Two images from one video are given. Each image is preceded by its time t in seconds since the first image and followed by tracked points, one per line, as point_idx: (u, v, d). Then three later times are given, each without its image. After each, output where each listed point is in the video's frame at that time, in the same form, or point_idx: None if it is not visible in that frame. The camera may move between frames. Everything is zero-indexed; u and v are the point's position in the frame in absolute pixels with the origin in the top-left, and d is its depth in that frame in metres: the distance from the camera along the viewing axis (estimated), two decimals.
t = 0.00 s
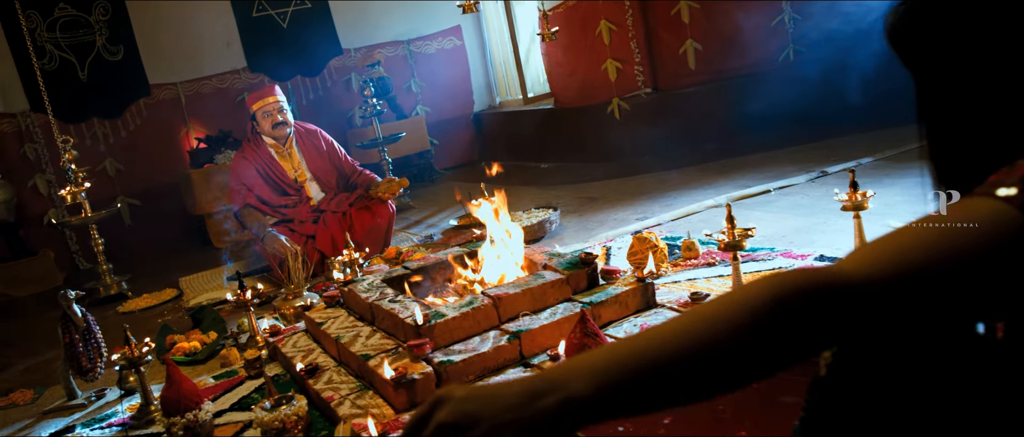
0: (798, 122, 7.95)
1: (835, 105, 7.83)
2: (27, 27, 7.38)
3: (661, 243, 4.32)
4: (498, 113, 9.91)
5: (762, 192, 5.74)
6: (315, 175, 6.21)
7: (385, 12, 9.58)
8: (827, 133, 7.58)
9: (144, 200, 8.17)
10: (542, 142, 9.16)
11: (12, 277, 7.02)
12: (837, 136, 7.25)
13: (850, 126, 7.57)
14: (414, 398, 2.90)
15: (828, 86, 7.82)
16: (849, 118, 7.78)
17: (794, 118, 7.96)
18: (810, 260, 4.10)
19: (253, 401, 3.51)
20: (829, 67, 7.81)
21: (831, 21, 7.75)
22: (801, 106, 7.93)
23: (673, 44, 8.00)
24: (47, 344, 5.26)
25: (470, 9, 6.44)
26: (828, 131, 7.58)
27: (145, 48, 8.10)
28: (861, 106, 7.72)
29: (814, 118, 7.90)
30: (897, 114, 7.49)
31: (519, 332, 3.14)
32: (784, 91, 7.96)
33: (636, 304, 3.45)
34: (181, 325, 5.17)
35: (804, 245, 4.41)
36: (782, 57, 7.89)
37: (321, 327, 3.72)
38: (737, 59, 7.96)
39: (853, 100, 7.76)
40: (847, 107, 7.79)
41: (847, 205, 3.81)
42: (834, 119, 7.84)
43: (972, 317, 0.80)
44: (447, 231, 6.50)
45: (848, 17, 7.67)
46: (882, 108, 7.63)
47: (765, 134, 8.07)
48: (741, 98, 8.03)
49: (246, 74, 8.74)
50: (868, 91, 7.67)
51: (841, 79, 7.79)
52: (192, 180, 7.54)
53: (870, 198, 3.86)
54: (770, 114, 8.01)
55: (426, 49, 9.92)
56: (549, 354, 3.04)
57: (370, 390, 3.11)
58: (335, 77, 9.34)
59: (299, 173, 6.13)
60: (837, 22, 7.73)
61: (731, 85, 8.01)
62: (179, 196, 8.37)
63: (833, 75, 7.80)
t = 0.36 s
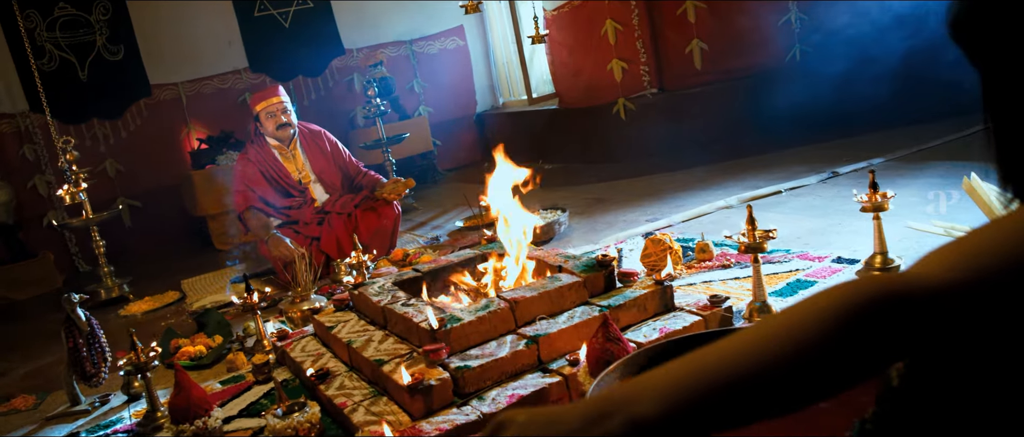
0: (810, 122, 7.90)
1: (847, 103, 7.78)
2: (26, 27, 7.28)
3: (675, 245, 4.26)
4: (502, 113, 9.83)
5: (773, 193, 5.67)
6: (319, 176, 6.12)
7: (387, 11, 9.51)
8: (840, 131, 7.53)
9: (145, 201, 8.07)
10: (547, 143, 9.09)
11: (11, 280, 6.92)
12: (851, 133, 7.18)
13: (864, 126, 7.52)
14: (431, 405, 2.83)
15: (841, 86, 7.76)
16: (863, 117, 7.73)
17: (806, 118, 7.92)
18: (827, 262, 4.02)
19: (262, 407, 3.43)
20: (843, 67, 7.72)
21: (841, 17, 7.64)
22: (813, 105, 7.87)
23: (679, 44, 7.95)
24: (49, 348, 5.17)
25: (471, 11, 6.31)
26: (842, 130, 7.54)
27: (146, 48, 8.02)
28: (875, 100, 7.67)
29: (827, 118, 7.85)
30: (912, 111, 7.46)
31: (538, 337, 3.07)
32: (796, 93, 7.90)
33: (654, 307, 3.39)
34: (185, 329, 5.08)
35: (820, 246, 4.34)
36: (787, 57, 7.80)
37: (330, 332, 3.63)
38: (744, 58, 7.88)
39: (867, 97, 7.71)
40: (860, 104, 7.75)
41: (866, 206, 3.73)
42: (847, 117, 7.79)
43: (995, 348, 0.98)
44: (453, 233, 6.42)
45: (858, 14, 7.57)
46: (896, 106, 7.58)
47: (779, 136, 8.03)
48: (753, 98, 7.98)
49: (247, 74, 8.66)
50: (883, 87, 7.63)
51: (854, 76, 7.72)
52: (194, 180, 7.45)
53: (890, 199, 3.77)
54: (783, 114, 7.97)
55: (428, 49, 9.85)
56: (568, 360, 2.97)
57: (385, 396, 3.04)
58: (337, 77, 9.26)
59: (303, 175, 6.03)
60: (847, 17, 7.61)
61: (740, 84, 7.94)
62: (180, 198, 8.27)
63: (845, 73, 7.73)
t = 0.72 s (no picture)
0: (815, 121, 7.99)
1: (852, 104, 7.91)
2: (14, 27, 7.13)
3: (681, 247, 4.19)
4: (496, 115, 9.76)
5: (774, 194, 5.62)
6: (314, 178, 6.02)
7: (380, 12, 9.41)
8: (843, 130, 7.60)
9: (135, 204, 7.93)
10: (542, 144, 9.02)
11: None
12: (855, 131, 7.20)
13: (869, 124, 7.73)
14: (440, 414, 2.74)
15: (849, 90, 7.89)
16: (870, 117, 7.84)
17: (812, 119, 8.01)
18: (836, 264, 3.96)
19: (262, 416, 3.33)
20: (850, 68, 7.85)
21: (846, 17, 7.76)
22: (818, 106, 7.99)
23: (676, 44, 7.86)
24: (38, 355, 5.04)
25: (468, 10, 6.18)
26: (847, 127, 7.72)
27: (136, 49, 7.90)
28: (881, 99, 7.82)
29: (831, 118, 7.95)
30: (920, 108, 7.63)
31: (548, 342, 2.99)
32: (800, 94, 8.00)
33: (664, 311, 3.32)
34: (179, 334, 4.97)
35: (827, 249, 4.29)
36: (785, 59, 7.87)
37: (332, 337, 3.54)
38: (740, 60, 7.88)
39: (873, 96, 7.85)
40: (864, 103, 7.88)
41: (876, 208, 3.67)
42: (851, 114, 7.92)
43: None
44: (450, 235, 6.33)
45: (865, 16, 7.70)
46: (899, 104, 7.72)
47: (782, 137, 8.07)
48: (754, 101, 8.06)
49: (239, 75, 8.53)
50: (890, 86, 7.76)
51: (860, 78, 7.84)
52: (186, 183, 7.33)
53: (900, 200, 3.71)
54: (789, 114, 8.07)
55: (422, 50, 9.76)
56: (581, 365, 2.90)
57: (391, 404, 2.95)
58: (331, 78, 9.16)
59: (298, 177, 5.94)
60: (851, 15, 7.74)
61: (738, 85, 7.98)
62: (171, 201, 8.15)
63: (851, 74, 7.86)
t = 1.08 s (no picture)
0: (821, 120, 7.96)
1: (859, 102, 7.94)
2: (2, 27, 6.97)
3: (689, 250, 4.11)
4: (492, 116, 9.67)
5: (777, 196, 5.57)
6: (311, 180, 5.91)
7: (374, 13, 9.30)
8: (849, 128, 7.58)
9: (125, 208, 7.79)
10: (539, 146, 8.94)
11: None
12: (861, 130, 7.23)
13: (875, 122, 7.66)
14: (451, 424, 2.64)
15: (858, 88, 7.94)
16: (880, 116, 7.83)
17: (818, 118, 7.98)
18: (847, 268, 3.89)
19: (264, 426, 3.23)
20: (858, 68, 7.92)
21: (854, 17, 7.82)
22: (825, 104, 8.01)
23: (674, 45, 7.78)
24: (27, 363, 4.90)
25: (470, 10, 6.07)
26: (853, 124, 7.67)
27: (127, 49, 7.78)
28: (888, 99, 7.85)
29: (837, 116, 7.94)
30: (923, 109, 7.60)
31: (560, 349, 2.91)
32: (805, 94, 8.00)
33: (677, 316, 3.24)
34: (174, 341, 4.86)
35: (836, 251, 4.23)
36: (784, 59, 7.92)
37: (334, 345, 3.44)
38: (738, 61, 7.86)
39: (880, 96, 7.88)
40: (868, 103, 7.92)
41: (889, 210, 3.61)
42: (856, 113, 7.88)
43: None
44: (449, 238, 6.25)
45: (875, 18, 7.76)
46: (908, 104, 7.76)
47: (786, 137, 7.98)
48: (760, 100, 7.97)
49: (232, 77, 8.41)
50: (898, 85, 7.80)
51: (866, 79, 7.92)
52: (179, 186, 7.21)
53: (913, 202, 3.65)
54: (791, 111, 8.02)
55: (416, 51, 9.66)
56: (595, 373, 2.82)
57: (398, 414, 2.86)
58: (325, 80, 9.06)
59: (294, 179, 5.83)
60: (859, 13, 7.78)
61: (744, 84, 7.91)
62: (163, 204, 8.01)
63: (856, 75, 7.94)
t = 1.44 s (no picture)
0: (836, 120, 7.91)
1: (872, 101, 7.89)
2: None
3: (702, 254, 4.02)
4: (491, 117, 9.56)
5: (787, 197, 5.48)
6: (312, 181, 5.79)
7: (372, 12, 9.18)
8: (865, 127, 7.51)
9: (121, 210, 7.66)
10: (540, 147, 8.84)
11: None
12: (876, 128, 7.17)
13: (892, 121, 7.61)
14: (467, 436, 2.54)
15: (873, 88, 7.89)
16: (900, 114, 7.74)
17: (832, 118, 7.92)
18: (865, 270, 3.81)
19: None
20: (873, 68, 7.88)
21: (868, 17, 7.79)
22: (839, 104, 7.95)
23: (676, 46, 7.72)
24: (20, 370, 4.77)
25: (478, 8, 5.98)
26: (869, 122, 7.62)
27: (122, 50, 7.65)
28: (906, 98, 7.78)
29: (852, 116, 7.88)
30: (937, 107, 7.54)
31: (578, 357, 2.81)
32: (819, 94, 7.93)
33: (696, 322, 3.15)
34: (172, 347, 4.74)
35: (851, 253, 4.15)
36: (786, 60, 7.81)
37: (341, 352, 3.34)
38: (742, 60, 7.79)
39: (898, 95, 7.82)
40: (882, 103, 7.86)
41: (909, 211, 3.51)
42: (869, 113, 7.83)
43: None
44: (452, 241, 6.14)
45: (891, 17, 7.76)
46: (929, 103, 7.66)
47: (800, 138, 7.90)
48: (775, 99, 7.89)
49: (228, 77, 8.29)
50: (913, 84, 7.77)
51: (883, 80, 7.87)
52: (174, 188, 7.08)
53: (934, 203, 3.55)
54: (804, 112, 7.95)
55: (415, 51, 9.54)
56: (614, 381, 2.73)
57: (411, 425, 2.76)
58: (323, 80, 8.93)
59: (295, 180, 5.72)
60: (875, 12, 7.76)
61: (758, 82, 7.82)
62: (159, 207, 7.89)
63: (870, 74, 7.89)
